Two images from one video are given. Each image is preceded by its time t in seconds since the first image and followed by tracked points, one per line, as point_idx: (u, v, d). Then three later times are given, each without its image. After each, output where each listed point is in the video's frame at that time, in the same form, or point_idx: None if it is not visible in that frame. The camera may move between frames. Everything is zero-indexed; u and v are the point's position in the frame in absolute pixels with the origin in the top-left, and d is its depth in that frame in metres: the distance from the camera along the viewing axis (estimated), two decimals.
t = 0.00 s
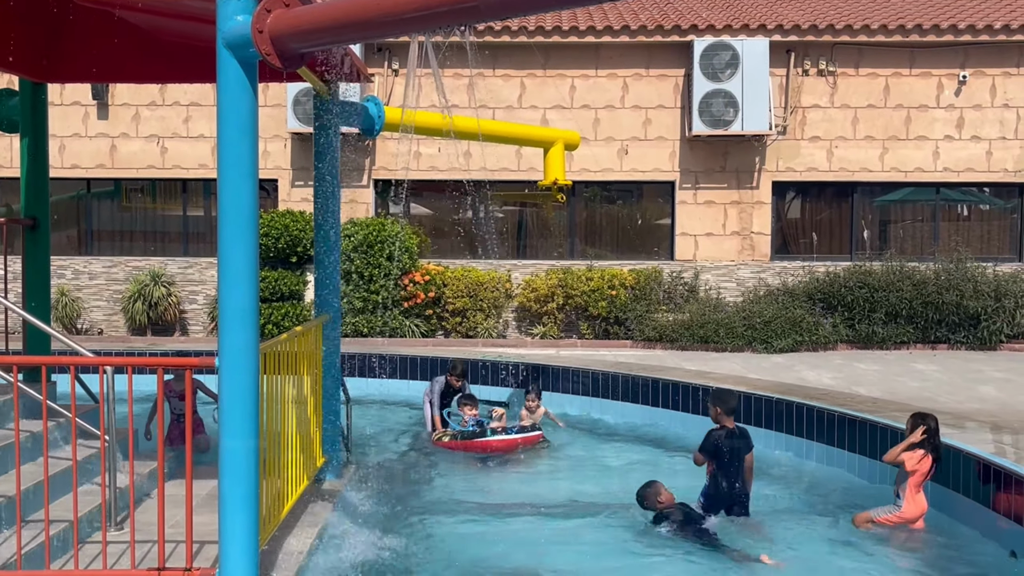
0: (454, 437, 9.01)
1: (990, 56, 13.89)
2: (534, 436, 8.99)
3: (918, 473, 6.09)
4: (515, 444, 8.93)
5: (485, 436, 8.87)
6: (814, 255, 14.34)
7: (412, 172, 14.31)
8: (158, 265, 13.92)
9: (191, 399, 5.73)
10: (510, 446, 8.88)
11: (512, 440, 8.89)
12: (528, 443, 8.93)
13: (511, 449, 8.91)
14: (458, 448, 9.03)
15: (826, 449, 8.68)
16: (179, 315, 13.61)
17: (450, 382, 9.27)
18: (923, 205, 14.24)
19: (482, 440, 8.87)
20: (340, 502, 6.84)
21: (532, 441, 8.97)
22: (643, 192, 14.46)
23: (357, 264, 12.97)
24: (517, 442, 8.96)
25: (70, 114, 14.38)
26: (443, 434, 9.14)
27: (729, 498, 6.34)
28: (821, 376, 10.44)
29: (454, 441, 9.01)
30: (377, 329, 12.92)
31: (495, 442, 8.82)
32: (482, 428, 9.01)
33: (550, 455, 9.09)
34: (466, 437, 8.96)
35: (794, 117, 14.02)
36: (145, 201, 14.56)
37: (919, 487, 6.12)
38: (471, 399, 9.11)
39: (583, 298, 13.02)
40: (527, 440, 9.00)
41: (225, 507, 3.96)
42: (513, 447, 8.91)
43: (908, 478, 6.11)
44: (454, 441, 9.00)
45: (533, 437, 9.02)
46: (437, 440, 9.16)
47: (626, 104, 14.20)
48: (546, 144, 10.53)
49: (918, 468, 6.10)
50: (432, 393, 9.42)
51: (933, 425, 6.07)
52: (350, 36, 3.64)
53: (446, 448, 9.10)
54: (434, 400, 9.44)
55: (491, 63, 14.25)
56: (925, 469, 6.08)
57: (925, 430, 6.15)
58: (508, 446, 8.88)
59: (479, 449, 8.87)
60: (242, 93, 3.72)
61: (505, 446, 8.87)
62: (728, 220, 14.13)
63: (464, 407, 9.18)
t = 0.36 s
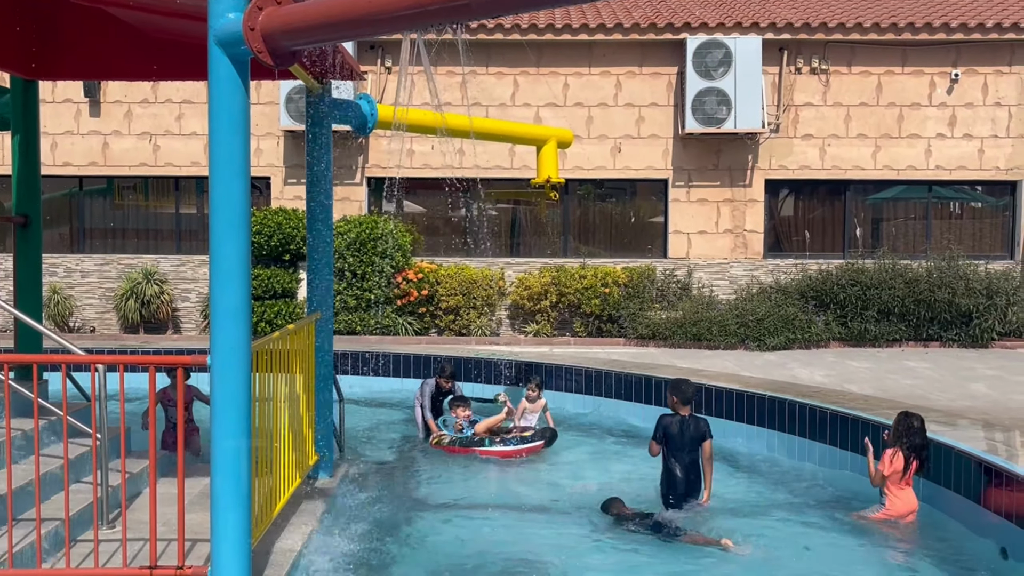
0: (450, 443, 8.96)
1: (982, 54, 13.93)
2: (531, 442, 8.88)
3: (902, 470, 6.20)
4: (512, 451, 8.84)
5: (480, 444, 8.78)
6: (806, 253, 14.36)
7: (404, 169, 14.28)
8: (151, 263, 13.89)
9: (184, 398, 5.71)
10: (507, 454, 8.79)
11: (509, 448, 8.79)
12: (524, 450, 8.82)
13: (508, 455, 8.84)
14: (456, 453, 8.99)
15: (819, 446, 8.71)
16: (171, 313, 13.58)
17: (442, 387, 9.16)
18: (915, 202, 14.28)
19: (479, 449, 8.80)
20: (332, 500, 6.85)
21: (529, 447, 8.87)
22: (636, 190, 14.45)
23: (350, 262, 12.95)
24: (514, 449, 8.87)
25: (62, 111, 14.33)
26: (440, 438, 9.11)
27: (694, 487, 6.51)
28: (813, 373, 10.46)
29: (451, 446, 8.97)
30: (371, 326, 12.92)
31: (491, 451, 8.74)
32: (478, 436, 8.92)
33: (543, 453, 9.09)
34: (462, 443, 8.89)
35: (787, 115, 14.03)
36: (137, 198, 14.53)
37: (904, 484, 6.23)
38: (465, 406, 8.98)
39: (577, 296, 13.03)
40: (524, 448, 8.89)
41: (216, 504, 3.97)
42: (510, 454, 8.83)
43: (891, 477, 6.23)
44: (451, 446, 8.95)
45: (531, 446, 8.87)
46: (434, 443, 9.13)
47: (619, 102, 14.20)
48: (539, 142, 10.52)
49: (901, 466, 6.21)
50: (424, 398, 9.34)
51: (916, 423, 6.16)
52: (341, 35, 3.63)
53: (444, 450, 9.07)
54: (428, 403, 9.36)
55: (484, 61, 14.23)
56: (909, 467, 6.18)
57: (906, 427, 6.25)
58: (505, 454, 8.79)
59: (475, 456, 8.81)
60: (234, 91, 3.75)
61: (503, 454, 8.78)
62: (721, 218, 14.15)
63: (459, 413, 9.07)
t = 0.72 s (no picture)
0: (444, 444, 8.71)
1: (982, 50, 13.86)
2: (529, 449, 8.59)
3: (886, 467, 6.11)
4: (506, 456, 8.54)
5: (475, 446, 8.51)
6: (804, 251, 14.28)
7: (399, 165, 14.18)
8: (143, 260, 13.79)
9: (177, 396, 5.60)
10: (500, 457, 8.49)
11: (503, 451, 8.49)
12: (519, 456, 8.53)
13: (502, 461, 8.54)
14: (449, 455, 8.73)
15: (816, 445, 8.64)
16: (164, 311, 13.47)
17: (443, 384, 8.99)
18: (915, 200, 14.18)
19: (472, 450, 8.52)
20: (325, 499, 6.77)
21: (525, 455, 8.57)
22: (634, 186, 14.35)
23: (344, 259, 12.86)
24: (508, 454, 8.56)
25: (53, 106, 14.22)
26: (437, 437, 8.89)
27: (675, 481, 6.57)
28: (811, 372, 10.39)
29: (445, 447, 8.71)
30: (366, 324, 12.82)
31: (484, 452, 8.47)
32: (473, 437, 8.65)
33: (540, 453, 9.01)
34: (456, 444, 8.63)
35: (785, 112, 13.96)
36: (129, 194, 14.39)
37: (890, 480, 6.14)
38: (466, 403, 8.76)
39: (572, 293, 12.93)
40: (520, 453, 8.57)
41: (208, 507, 3.89)
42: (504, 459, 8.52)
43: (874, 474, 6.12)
44: (445, 447, 8.69)
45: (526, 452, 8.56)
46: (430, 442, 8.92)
47: (616, 98, 14.11)
48: (534, 138, 10.42)
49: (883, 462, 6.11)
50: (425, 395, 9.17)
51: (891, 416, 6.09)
52: (334, 29, 3.53)
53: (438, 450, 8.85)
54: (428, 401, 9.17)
55: (480, 56, 14.13)
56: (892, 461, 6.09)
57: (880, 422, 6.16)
58: (498, 458, 8.49)
59: (468, 457, 8.55)
60: (228, 88, 3.66)
61: (496, 458, 8.49)
62: (719, 215, 14.06)
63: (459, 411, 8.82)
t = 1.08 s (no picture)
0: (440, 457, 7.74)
1: (1019, 26, 12.99)
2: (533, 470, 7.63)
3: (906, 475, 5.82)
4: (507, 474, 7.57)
5: (474, 461, 7.55)
6: (827, 244, 13.45)
7: (386, 152, 13.29)
8: (106, 254, 12.92)
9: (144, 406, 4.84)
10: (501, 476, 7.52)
11: (506, 470, 7.53)
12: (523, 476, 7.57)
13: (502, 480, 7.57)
14: (444, 470, 7.75)
15: (842, 459, 7.77)
16: (129, 310, 12.62)
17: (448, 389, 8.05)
18: (948, 189, 13.36)
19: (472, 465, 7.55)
20: (299, 528, 5.91)
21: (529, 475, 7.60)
22: (641, 174, 13.46)
23: (325, 253, 11.99)
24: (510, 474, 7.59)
25: (9, 86, 13.28)
26: (433, 449, 7.91)
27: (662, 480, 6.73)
28: (834, 377, 9.55)
29: (440, 462, 7.73)
30: (349, 324, 11.95)
31: (485, 468, 7.50)
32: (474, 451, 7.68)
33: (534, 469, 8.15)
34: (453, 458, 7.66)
35: (806, 93, 13.09)
36: (91, 182, 13.50)
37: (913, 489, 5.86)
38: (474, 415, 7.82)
39: (575, 291, 12.08)
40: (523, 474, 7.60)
41: (177, 527, 3.59)
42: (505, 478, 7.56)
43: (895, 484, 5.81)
44: (442, 461, 7.71)
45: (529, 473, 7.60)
46: (425, 455, 7.93)
47: (622, 77, 13.22)
48: (534, 121, 9.49)
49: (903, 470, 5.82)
50: (425, 401, 8.21)
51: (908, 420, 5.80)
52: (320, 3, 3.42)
53: (432, 465, 7.87)
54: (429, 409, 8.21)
55: (474, 32, 13.21)
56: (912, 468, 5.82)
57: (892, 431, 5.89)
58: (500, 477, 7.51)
59: (467, 473, 7.57)
60: (199, 64, 3.40)
61: (497, 477, 7.52)
62: (734, 206, 13.19)
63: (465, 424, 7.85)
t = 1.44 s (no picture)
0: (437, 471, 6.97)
1: None
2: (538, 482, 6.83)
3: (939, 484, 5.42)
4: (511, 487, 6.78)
5: (472, 474, 6.77)
6: (844, 237, 12.89)
7: (374, 138, 12.69)
8: (75, 247, 12.40)
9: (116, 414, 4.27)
10: (503, 490, 6.72)
11: (507, 483, 6.74)
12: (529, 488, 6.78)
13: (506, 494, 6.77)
14: (443, 486, 6.97)
15: (859, 466, 7.22)
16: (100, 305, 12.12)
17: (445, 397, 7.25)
18: (973, 178, 12.80)
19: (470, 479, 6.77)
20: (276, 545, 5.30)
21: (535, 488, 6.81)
22: (647, 163, 12.88)
23: (310, 246, 11.41)
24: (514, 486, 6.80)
25: None
26: (430, 465, 7.14)
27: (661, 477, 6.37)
28: (851, 378, 8.99)
29: (438, 477, 6.96)
30: (335, 321, 11.39)
31: (483, 482, 6.72)
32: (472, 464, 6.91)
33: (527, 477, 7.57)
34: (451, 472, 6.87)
35: (822, 76, 12.52)
36: (60, 169, 13.03)
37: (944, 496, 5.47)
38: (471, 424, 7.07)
39: (575, 287, 11.51)
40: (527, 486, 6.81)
41: (154, 524, 3.65)
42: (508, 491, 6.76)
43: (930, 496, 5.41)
44: (439, 477, 6.94)
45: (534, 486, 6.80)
46: (422, 472, 7.15)
47: (627, 59, 12.63)
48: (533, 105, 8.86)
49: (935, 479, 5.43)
50: (423, 412, 7.38)
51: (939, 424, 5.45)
52: None
53: (430, 481, 7.09)
54: (427, 421, 7.38)
55: (469, 12, 12.62)
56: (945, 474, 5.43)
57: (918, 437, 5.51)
58: (503, 492, 6.72)
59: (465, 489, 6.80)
60: (176, 47, 3.42)
61: (499, 490, 6.72)
62: (746, 196, 12.61)
63: (461, 432, 7.11)
